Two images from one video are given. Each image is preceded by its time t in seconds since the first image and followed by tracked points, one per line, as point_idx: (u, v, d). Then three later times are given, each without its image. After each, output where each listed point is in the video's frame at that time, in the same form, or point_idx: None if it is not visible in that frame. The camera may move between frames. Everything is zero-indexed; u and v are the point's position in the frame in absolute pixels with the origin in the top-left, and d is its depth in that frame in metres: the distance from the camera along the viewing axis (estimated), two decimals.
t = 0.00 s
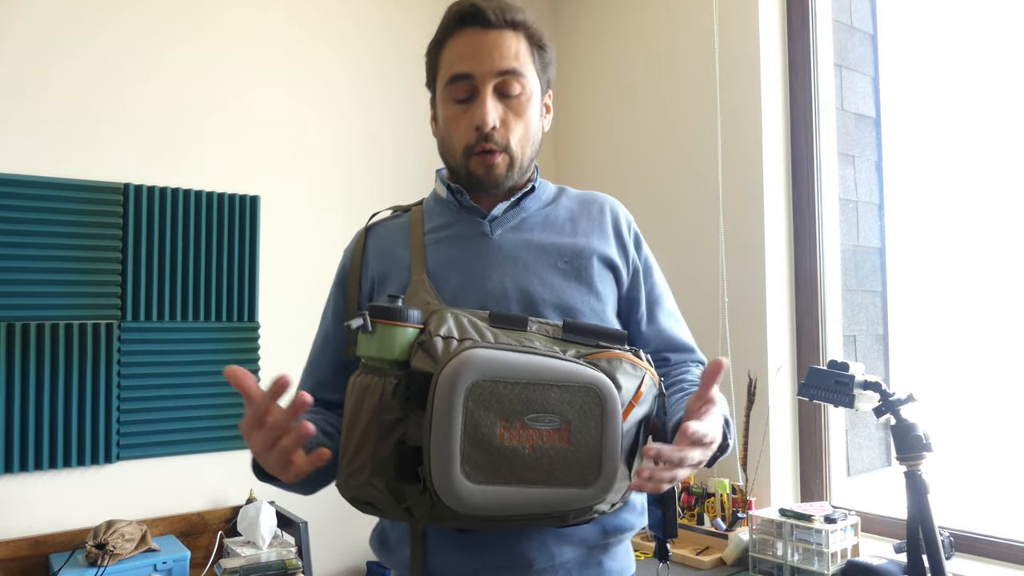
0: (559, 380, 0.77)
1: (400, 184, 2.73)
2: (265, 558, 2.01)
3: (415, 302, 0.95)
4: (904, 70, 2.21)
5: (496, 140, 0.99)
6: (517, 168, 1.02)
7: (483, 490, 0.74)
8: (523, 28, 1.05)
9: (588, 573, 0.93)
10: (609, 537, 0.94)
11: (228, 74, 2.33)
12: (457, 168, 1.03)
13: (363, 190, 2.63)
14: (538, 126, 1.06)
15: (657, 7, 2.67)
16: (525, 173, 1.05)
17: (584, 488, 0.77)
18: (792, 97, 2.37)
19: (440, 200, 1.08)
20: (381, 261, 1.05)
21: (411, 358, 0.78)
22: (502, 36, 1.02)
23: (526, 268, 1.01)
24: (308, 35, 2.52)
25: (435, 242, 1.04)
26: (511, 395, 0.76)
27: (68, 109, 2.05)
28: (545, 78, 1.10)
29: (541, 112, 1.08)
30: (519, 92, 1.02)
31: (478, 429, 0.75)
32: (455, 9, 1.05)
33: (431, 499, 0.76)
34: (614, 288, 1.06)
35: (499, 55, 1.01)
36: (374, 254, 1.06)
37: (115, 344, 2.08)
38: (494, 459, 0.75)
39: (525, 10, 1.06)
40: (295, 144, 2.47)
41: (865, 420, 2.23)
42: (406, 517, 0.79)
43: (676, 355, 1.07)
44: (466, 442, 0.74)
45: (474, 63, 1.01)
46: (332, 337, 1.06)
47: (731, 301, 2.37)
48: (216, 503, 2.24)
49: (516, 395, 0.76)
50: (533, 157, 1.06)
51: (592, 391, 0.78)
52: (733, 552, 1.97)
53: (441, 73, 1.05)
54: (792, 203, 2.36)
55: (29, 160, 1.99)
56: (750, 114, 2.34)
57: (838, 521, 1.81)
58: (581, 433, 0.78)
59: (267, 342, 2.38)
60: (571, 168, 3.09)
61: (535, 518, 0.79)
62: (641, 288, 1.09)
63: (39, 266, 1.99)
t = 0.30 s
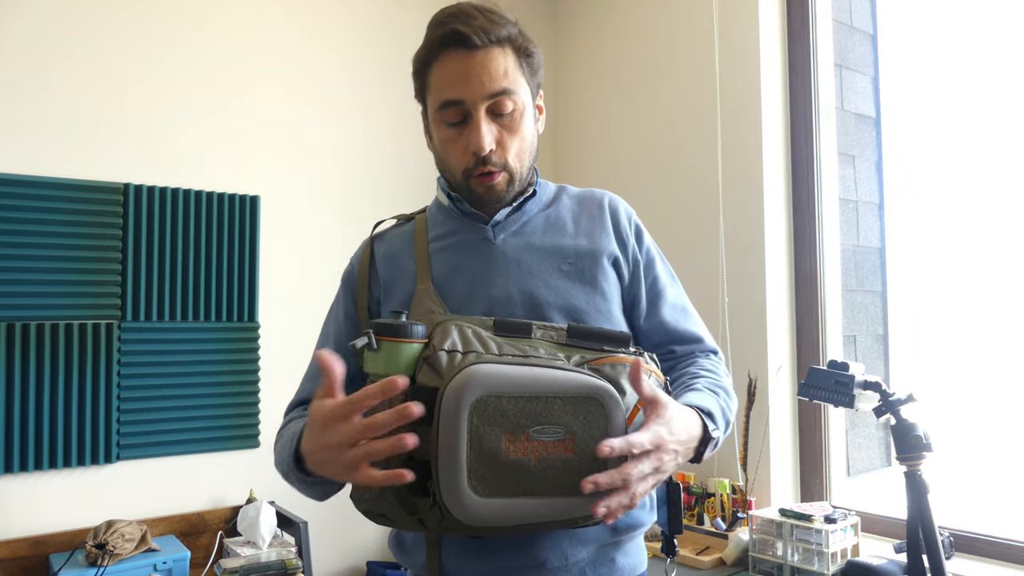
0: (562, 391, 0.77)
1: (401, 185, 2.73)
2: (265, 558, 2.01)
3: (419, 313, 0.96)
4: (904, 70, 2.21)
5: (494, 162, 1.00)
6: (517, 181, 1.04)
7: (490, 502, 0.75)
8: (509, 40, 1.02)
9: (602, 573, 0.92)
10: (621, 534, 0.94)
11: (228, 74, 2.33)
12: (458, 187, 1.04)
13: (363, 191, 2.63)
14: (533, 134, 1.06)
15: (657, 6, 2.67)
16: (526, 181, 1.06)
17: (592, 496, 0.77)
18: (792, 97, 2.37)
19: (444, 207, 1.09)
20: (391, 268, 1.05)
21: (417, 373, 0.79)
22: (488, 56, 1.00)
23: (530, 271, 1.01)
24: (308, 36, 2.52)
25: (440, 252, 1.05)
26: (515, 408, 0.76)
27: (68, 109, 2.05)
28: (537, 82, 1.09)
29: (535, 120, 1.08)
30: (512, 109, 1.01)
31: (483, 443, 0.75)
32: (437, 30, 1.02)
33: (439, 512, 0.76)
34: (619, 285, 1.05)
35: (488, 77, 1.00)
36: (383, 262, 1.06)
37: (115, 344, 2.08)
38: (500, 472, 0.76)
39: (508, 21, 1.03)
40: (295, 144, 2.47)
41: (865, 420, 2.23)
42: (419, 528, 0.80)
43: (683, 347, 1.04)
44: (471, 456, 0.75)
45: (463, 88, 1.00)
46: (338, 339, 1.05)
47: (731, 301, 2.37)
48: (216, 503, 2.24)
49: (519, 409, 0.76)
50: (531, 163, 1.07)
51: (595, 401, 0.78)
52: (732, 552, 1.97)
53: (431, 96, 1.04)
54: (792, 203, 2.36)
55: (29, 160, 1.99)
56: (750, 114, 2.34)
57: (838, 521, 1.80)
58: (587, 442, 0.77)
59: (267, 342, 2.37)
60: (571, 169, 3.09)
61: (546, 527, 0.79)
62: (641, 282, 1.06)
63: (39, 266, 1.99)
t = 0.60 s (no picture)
0: (561, 388, 0.78)
1: (401, 185, 2.73)
2: (265, 558, 2.01)
3: (422, 313, 0.97)
4: (904, 70, 2.21)
5: (502, 163, 1.01)
6: (524, 181, 1.04)
7: (489, 499, 0.76)
8: (519, 44, 1.02)
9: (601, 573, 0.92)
10: (622, 534, 0.94)
11: (228, 74, 2.33)
12: (464, 187, 1.05)
13: (363, 191, 2.63)
14: (540, 134, 1.06)
15: (657, 6, 2.67)
16: (533, 181, 1.07)
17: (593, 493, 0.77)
18: (792, 97, 2.37)
19: (450, 206, 1.09)
20: (399, 264, 1.04)
21: (418, 372, 0.80)
22: (498, 58, 1.00)
23: (535, 271, 1.01)
24: (308, 35, 2.52)
25: (445, 251, 1.04)
26: (515, 406, 0.77)
27: (68, 109, 2.05)
28: (544, 83, 1.09)
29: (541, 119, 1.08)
30: (521, 112, 1.01)
31: (483, 441, 0.76)
32: (446, 32, 1.02)
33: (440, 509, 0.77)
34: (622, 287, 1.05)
35: (498, 80, 0.99)
36: (391, 257, 1.05)
37: (115, 344, 2.08)
38: (500, 470, 0.76)
39: (517, 23, 1.03)
40: (295, 144, 2.47)
41: (865, 420, 2.23)
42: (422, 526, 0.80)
43: (683, 347, 1.04)
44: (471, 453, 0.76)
45: (473, 91, 0.99)
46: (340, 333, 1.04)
47: (731, 301, 2.37)
48: (216, 503, 2.24)
49: (519, 406, 0.77)
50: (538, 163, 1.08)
51: (594, 399, 0.78)
52: (732, 552, 1.97)
53: (439, 97, 1.04)
54: (792, 203, 2.36)
55: (29, 160, 1.99)
56: (750, 114, 2.34)
57: (838, 521, 1.80)
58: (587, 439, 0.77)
59: (267, 341, 2.37)
60: (571, 169, 3.09)
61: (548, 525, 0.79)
62: (643, 283, 1.06)
63: (38, 266, 1.99)
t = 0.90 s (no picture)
0: (546, 386, 0.78)
1: (400, 184, 2.73)
2: (265, 558, 2.01)
3: (415, 308, 0.97)
4: (904, 70, 2.21)
5: (502, 158, 1.00)
6: (524, 179, 1.03)
7: (470, 494, 0.76)
8: (528, 41, 1.02)
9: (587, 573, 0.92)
10: (609, 536, 0.94)
11: (227, 73, 2.33)
12: (463, 180, 1.04)
13: (363, 190, 2.63)
14: (544, 134, 1.06)
15: (657, 6, 2.67)
16: (533, 181, 1.06)
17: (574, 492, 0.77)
18: (792, 97, 2.37)
19: (451, 203, 1.09)
20: (399, 258, 1.04)
21: (406, 365, 0.80)
22: (505, 54, 1.00)
23: (532, 270, 1.01)
24: (308, 35, 2.51)
25: (443, 247, 1.04)
26: (499, 402, 0.77)
27: (67, 109, 2.05)
28: (552, 83, 1.09)
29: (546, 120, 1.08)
30: (524, 108, 1.01)
31: (465, 436, 0.76)
32: (456, 25, 1.02)
33: (422, 501, 0.78)
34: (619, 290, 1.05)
35: (503, 75, 0.99)
36: (391, 251, 1.05)
37: (115, 344, 2.08)
38: (482, 465, 0.76)
39: (527, 20, 1.03)
40: (294, 144, 2.47)
41: (865, 420, 2.23)
42: (403, 518, 0.80)
43: (679, 354, 1.04)
44: (453, 447, 0.76)
45: (478, 85, 1.00)
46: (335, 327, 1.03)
47: (731, 301, 2.37)
48: (216, 503, 2.24)
49: (503, 402, 0.77)
50: (540, 163, 1.07)
51: (578, 398, 0.78)
52: (732, 552, 1.97)
53: (445, 90, 1.04)
54: (792, 203, 2.36)
55: (29, 160, 1.99)
56: (750, 114, 2.34)
57: (838, 521, 1.80)
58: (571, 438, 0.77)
59: (267, 341, 2.37)
60: (570, 169, 3.09)
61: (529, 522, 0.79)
62: (641, 286, 1.06)
63: (39, 266, 1.99)
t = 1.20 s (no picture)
0: (551, 377, 0.76)
1: (400, 184, 2.73)
2: (265, 558, 2.01)
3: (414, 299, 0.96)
4: (904, 70, 2.21)
5: (489, 154, 1.00)
6: (513, 177, 1.03)
7: (471, 483, 0.75)
8: (517, 39, 1.03)
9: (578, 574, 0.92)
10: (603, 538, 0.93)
11: (227, 73, 2.33)
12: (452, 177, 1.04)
13: (363, 190, 2.63)
14: (534, 133, 1.05)
15: (656, 6, 2.68)
16: (523, 180, 1.05)
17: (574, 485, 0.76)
18: (792, 97, 2.37)
19: (448, 203, 1.09)
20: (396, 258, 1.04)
21: (408, 352, 0.78)
22: (493, 51, 1.01)
23: (530, 270, 1.02)
24: (308, 35, 2.52)
25: (441, 247, 1.05)
26: (503, 391, 0.75)
27: (67, 109, 2.05)
28: (543, 85, 1.09)
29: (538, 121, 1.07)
30: (512, 106, 1.01)
31: (468, 424, 0.74)
32: (446, 22, 1.04)
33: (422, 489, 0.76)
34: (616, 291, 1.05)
35: (490, 72, 1.00)
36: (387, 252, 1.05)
37: (115, 344, 2.08)
38: (483, 454, 0.75)
39: (518, 19, 1.04)
40: (295, 144, 2.47)
41: (865, 420, 2.22)
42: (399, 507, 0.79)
43: (675, 356, 1.03)
44: (455, 435, 0.74)
45: (465, 80, 1.00)
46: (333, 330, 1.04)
47: (732, 301, 2.37)
48: (216, 503, 2.24)
49: (507, 391, 0.75)
50: (531, 164, 1.06)
51: (583, 391, 0.77)
52: (732, 552, 1.97)
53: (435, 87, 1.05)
54: (792, 203, 2.36)
55: (29, 161, 1.99)
56: (750, 114, 2.34)
57: (838, 521, 1.80)
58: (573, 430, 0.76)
59: (267, 341, 2.37)
60: (570, 169, 3.09)
61: (526, 514, 0.78)
62: (638, 287, 1.06)
63: (39, 266, 1.99)
